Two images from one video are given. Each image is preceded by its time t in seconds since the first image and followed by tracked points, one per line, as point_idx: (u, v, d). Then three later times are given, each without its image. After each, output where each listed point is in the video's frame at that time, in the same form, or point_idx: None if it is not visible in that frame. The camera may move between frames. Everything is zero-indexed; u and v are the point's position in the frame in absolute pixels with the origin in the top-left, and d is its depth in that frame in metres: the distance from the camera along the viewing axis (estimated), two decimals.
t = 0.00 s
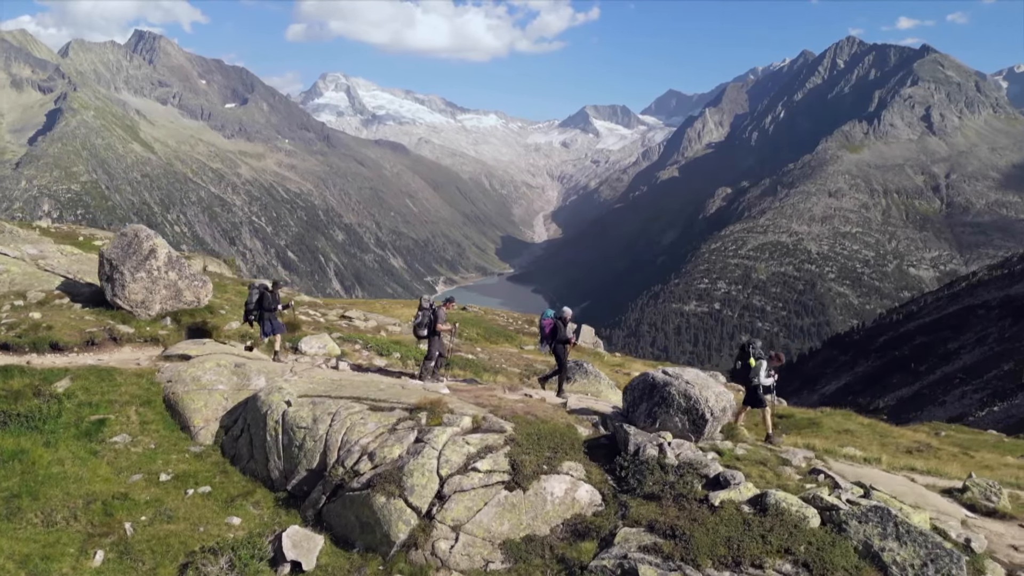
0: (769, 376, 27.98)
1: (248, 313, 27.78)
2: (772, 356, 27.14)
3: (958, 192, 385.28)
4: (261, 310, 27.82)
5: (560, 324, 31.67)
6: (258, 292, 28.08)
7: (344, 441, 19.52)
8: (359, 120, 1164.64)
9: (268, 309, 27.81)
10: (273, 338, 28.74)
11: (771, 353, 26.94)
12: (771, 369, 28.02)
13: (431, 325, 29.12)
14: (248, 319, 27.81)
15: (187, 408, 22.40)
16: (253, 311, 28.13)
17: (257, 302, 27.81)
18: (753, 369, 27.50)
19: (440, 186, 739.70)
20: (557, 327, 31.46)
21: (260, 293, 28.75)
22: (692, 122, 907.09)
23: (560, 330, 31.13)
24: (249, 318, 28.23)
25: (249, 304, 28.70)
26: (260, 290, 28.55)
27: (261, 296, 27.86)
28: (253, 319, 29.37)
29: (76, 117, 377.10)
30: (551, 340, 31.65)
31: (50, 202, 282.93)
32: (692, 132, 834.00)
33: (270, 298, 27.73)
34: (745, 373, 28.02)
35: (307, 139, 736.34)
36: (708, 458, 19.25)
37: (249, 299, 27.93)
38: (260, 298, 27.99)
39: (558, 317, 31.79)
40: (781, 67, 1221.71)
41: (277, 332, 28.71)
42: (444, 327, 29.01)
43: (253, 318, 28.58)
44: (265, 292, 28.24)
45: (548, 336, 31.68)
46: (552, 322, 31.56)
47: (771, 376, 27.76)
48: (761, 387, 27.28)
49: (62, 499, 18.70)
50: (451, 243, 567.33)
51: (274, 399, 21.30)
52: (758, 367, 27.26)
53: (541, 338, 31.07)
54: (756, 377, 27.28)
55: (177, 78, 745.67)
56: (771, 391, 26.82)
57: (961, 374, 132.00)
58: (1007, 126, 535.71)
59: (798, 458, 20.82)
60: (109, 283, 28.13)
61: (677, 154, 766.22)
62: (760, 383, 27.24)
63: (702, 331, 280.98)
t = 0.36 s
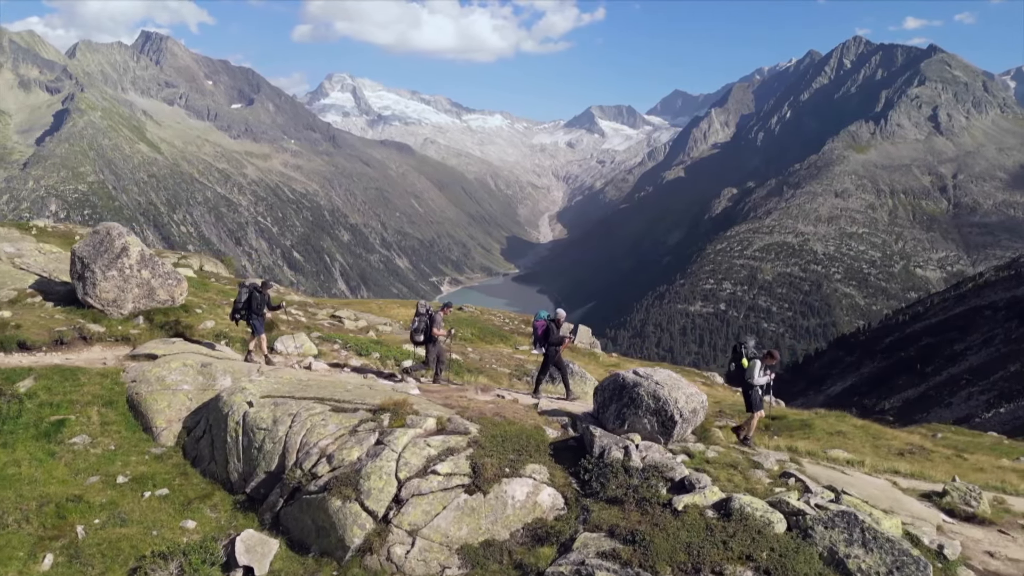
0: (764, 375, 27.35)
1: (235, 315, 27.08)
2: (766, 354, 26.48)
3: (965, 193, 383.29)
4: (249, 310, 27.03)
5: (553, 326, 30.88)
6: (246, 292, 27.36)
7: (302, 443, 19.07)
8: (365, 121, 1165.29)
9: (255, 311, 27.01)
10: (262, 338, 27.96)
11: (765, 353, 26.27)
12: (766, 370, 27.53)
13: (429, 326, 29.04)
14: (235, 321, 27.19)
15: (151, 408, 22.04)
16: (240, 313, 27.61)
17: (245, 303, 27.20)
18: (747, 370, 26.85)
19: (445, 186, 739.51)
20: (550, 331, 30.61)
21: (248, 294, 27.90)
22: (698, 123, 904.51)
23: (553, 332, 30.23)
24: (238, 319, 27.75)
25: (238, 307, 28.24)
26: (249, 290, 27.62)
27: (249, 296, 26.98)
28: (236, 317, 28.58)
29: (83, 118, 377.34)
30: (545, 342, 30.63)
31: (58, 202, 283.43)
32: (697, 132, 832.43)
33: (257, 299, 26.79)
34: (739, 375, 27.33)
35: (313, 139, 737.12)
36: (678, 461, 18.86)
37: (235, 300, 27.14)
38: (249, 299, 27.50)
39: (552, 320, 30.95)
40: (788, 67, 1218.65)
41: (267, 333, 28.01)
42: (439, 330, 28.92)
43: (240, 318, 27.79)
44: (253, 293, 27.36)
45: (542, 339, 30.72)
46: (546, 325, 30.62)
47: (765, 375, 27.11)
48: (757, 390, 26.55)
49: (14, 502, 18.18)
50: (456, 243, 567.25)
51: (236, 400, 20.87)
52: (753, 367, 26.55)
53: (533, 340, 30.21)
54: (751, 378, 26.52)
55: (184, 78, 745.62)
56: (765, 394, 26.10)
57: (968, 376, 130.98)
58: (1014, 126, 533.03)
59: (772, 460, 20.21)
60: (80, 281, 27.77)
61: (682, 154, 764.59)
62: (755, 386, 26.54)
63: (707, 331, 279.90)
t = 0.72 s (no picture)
0: (756, 380, 26.24)
1: (225, 319, 26.73)
2: (759, 358, 25.37)
3: (972, 193, 381.25)
4: (239, 314, 26.71)
5: (549, 330, 30.23)
6: (236, 296, 26.95)
7: (260, 444, 18.60)
8: (370, 121, 1166.05)
9: (245, 316, 26.70)
10: (252, 342, 27.57)
11: (757, 356, 25.21)
12: (758, 375, 26.43)
13: (422, 327, 28.90)
14: (224, 325, 26.90)
15: (113, 409, 21.63)
16: (235, 318, 27.37)
17: (237, 306, 26.81)
18: (736, 374, 25.79)
19: (451, 186, 739.31)
20: (545, 334, 29.98)
21: (237, 297, 27.48)
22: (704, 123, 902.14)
23: (548, 336, 29.55)
24: (231, 323, 27.35)
25: (228, 310, 27.79)
26: (237, 294, 27.19)
27: (239, 299, 26.66)
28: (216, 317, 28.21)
29: (90, 118, 377.90)
30: (540, 347, 30.10)
31: (65, 202, 283.90)
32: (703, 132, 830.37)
33: (249, 302, 26.39)
34: (731, 380, 26.24)
35: (319, 140, 737.76)
36: (645, 463, 18.34)
37: (226, 302, 26.93)
38: (239, 301, 27.18)
39: (548, 323, 30.44)
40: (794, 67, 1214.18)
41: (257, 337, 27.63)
42: (434, 331, 28.82)
43: (228, 321, 27.46)
44: (243, 296, 27.10)
45: (537, 343, 30.12)
46: (540, 329, 30.10)
47: (757, 381, 25.99)
48: (747, 394, 25.41)
49: None
50: (461, 244, 566.76)
51: (198, 400, 20.42)
52: (744, 371, 25.51)
53: (526, 341, 29.49)
54: (744, 380, 25.40)
55: (190, 79, 746.51)
56: (756, 398, 25.05)
57: (974, 377, 129.95)
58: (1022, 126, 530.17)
59: (741, 464, 19.65)
60: (51, 280, 27.45)
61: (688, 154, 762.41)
62: (746, 391, 25.36)
63: (713, 332, 278.76)
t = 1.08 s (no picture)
0: (755, 389, 25.09)
1: (211, 318, 26.36)
2: (756, 366, 24.40)
3: (979, 193, 378.93)
4: (227, 313, 26.24)
5: (542, 330, 28.41)
6: (223, 294, 26.60)
7: (216, 446, 18.17)
8: (376, 121, 1166.35)
9: (236, 314, 26.30)
10: (240, 344, 27.11)
11: (755, 365, 24.20)
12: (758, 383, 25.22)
13: (421, 332, 28.58)
14: (209, 324, 26.47)
15: (74, 409, 21.25)
16: (221, 319, 26.94)
17: (225, 307, 26.38)
18: (734, 383, 24.77)
19: (456, 186, 738.93)
20: (537, 336, 28.12)
21: (225, 295, 27.04)
22: (710, 123, 900.09)
23: (541, 335, 27.73)
24: (217, 324, 26.88)
25: (216, 310, 27.36)
26: (224, 292, 26.81)
27: (228, 298, 26.14)
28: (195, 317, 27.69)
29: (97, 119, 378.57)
30: (533, 345, 28.17)
31: (72, 202, 284.59)
32: (709, 133, 828.23)
33: (237, 300, 25.93)
34: (728, 389, 25.11)
35: (325, 140, 737.75)
36: (612, 467, 17.78)
37: (214, 303, 26.46)
38: (228, 301, 26.60)
39: (541, 322, 28.60)
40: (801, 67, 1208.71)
41: (243, 337, 27.10)
42: (433, 336, 28.57)
43: (215, 322, 27.06)
44: (231, 295, 26.47)
45: (529, 343, 28.23)
46: (534, 328, 28.27)
47: (757, 389, 24.91)
48: (746, 402, 24.18)
49: None
50: (466, 244, 566.57)
51: (157, 400, 19.97)
52: (739, 380, 24.55)
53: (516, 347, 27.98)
54: (740, 391, 24.36)
55: (197, 80, 747.87)
56: (753, 406, 23.98)
57: (981, 378, 128.88)
58: None
59: (712, 467, 19.19)
60: (22, 279, 27.09)
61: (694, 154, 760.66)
62: (744, 401, 24.20)
63: (719, 332, 278.01)
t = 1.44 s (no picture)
0: (750, 393, 24.35)
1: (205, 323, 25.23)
2: (752, 368, 23.67)
3: (987, 193, 376.71)
4: (220, 316, 25.37)
5: (537, 336, 27.00)
6: (215, 297, 25.38)
7: (170, 448, 17.70)
8: (382, 122, 1165.72)
9: (229, 318, 25.26)
10: (233, 345, 26.43)
11: (749, 368, 23.41)
12: (753, 388, 24.44)
13: (417, 330, 28.23)
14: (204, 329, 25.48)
15: (35, 408, 20.86)
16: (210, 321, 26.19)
17: (215, 308, 25.54)
18: (728, 387, 24.12)
19: (461, 186, 738.29)
20: (533, 341, 26.74)
21: (219, 296, 25.70)
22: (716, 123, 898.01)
23: (535, 344, 26.43)
24: (209, 327, 26.12)
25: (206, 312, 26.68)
26: (217, 294, 25.44)
27: (221, 301, 25.08)
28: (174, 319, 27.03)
29: (104, 119, 378.75)
30: (528, 352, 26.90)
31: (79, 202, 284.78)
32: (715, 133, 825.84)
33: (231, 304, 24.77)
34: (721, 392, 24.43)
35: (331, 140, 737.49)
36: (573, 469, 17.45)
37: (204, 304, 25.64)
38: (221, 303, 25.62)
39: (536, 328, 27.18)
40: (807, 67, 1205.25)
41: (237, 341, 26.41)
42: (425, 335, 28.20)
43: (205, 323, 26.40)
44: (225, 296, 25.43)
45: (524, 349, 27.13)
46: (529, 334, 27.03)
47: (750, 394, 24.15)
48: (739, 409, 23.42)
49: None
50: (472, 244, 566.04)
51: (118, 399, 19.57)
52: (735, 384, 23.84)
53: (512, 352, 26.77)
54: (733, 397, 23.65)
55: (203, 80, 748.06)
56: (747, 413, 23.15)
57: (987, 379, 127.73)
58: None
59: (680, 468, 18.78)
60: None
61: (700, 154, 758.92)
62: (738, 407, 23.40)
63: (724, 333, 277.03)
